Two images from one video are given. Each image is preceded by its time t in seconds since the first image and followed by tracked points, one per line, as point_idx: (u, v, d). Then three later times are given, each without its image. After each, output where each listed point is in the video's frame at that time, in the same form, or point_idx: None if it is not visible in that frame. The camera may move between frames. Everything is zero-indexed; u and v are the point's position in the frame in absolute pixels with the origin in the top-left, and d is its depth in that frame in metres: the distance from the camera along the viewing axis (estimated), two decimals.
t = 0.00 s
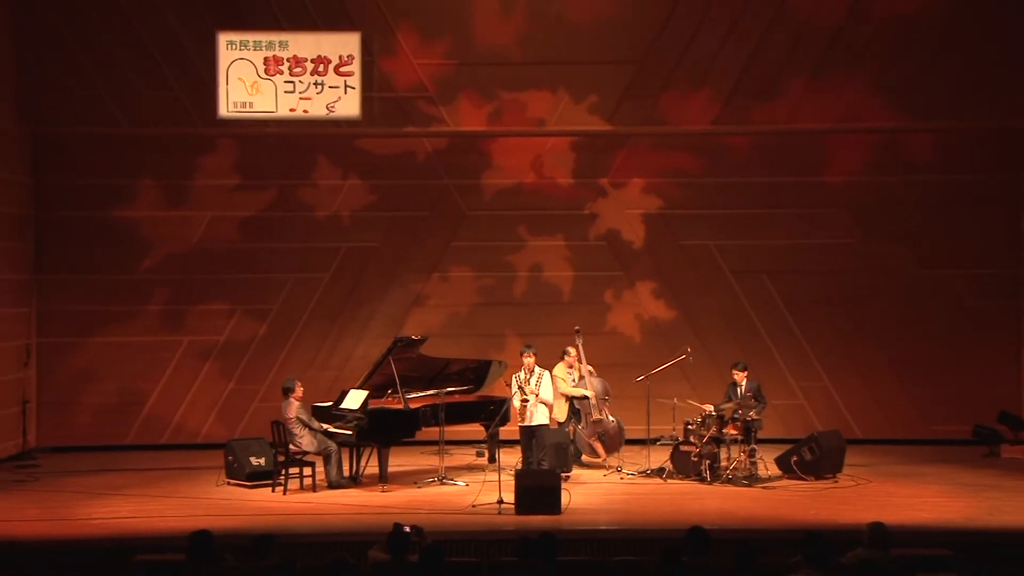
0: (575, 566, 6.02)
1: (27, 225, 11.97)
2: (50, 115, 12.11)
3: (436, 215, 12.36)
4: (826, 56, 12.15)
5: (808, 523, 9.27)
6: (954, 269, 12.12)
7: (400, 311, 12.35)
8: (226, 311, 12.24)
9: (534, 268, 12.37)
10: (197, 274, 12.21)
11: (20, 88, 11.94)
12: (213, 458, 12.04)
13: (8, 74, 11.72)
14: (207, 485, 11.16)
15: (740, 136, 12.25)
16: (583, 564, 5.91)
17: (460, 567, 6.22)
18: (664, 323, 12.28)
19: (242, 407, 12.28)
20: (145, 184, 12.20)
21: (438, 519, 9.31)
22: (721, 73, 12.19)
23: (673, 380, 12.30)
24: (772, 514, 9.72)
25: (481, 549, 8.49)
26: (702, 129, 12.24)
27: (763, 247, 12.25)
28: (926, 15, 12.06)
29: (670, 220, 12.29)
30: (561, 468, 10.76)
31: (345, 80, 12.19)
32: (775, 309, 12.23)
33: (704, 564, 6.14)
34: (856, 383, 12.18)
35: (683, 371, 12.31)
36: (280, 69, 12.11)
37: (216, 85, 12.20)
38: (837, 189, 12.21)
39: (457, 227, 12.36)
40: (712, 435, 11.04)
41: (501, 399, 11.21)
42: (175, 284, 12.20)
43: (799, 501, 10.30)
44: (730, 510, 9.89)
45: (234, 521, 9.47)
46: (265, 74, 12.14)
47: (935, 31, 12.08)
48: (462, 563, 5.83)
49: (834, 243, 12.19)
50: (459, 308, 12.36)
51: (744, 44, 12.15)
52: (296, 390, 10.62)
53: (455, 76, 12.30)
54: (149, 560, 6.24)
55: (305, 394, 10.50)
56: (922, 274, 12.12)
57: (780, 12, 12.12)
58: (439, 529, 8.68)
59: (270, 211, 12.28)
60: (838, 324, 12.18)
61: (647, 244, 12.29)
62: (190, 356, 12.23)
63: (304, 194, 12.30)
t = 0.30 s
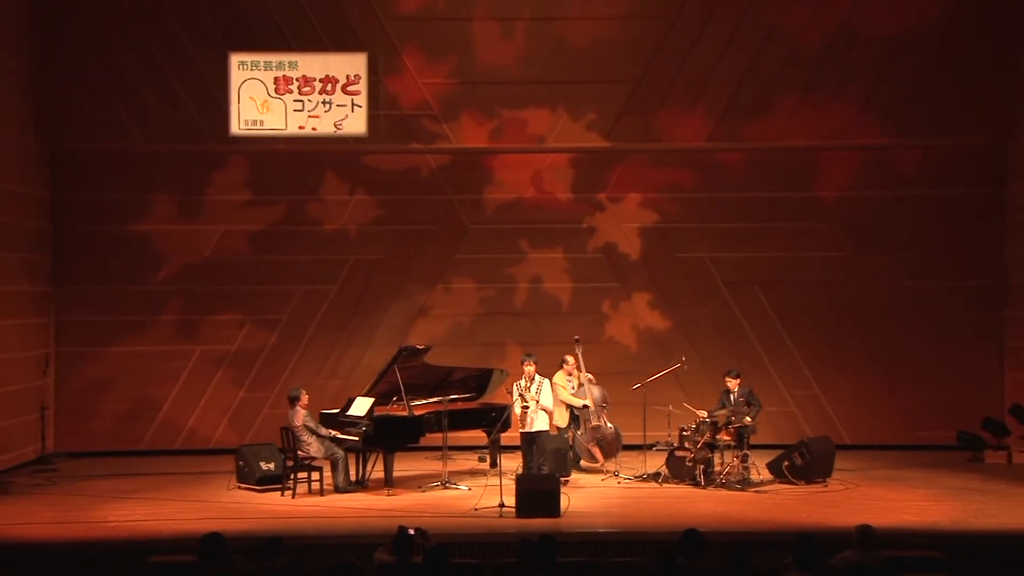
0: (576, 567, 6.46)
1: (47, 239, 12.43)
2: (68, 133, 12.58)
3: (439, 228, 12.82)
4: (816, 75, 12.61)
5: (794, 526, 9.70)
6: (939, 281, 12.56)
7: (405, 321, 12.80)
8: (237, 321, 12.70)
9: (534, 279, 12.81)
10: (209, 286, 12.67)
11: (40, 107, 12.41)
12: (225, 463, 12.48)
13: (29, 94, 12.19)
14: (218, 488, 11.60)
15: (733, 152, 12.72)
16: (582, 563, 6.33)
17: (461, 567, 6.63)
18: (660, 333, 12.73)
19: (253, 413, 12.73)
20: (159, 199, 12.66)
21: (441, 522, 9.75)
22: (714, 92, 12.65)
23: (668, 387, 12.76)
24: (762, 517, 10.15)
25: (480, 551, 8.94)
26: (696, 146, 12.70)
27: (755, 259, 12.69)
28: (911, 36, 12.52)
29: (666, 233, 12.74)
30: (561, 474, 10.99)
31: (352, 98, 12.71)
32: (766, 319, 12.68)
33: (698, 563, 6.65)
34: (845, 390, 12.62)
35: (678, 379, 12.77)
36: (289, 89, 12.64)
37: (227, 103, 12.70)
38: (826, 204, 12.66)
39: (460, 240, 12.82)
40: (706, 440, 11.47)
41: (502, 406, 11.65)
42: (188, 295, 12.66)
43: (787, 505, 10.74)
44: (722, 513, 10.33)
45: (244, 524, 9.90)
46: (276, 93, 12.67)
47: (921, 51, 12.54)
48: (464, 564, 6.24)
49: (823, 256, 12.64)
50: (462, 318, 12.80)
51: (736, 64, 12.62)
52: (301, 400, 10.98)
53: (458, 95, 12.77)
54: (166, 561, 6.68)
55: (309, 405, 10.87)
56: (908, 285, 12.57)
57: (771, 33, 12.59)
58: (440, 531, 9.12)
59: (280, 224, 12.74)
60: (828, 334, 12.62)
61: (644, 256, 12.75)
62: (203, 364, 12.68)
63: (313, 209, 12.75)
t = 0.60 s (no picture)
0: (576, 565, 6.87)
1: (64, 249, 12.90)
2: (84, 146, 13.05)
3: (442, 238, 13.28)
4: (805, 90, 13.07)
5: (782, 525, 10.14)
6: (924, 288, 13.02)
7: (409, 327, 13.26)
8: (247, 328, 13.16)
9: (533, 287, 13.27)
10: (220, 294, 13.14)
11: (58, 122, 12.88)
12: (235, 464, 12.93)
13: (47, 109, 12.67)
14: (228, 489, 12.05)
15: (725, 165, 13.18)
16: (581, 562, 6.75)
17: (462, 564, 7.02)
18: (655, 339, 13.18)
19: (262, 417, 13.19)
20: (172, 210, 13.13)
21: (443, 521, 10.19)
22: (706, 107, 13.13)
23: (663, 391, 13.21)
24: (751, 517, 10.60)
25: (480, 550, 9.39)
26: (689, 158, 13.16)
27: (747, 268, 13.16)
28: (897, 52, 12.99)
29: (660, 242, 13.21)
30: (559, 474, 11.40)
31: (358, 113, 13.18)
32: (757, 326, 13.13)
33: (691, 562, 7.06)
34: (833, 395, 13.07)
35: (673, 383, 13.22)
36: (297, 104, 13.12)
37: (238, 118, 13.18)
38: (815, 214, 13.12)
39: (462, 249, 13.28)
40: (699, 443, 11.91)
41: (502, 410, 12.08)
42: (199, 303, 13.12)
43: (776, 505, 11.18)
44: (713, 513, 10.77)
45: (256, 523, 10.33)
46: (284, 108, 13.15)
47: (906, 67, 13.01)
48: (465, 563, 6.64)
49: (813, 264, 13.09)
50: (464, 325, 13.25)
51: (728, 79, 13.09)
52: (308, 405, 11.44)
53: (460, 109, 13.25)
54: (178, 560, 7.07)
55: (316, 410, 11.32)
56: (894, 293, 13.02)
57: (761, 50, 13.06)
58: (444, 531, 9.55)
59: (287, 234, 13.20)
60: (817, 340, 13.07)
61: (639, 265, 13.21)
62: (213, 369, 13.14)
63: (320, 219, 13.22)
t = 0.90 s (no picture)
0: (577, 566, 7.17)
1: (80, 259, 13.37)
2: (100, 160, 13.53)
3: (445, 248, 13.75)
4: (795, 106, 13.56)
5: (770, 526, 10.59)
6: (910, 296, 13.49)
7: (413, 334, 13.71)
8: (256, 335, 13.62)
9: (533, 295, 13.73)
10: (230, 302, 13.60)
11: (75, 137, 13.35)
12: (245, 466, 13.39)
13: (65, 124, 13.15)
14: (239, 491, 12.50)
15: (718, 177, 13.66)
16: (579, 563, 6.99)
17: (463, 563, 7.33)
18: (651, 345, 13.64)
19: (271, 421, 13.64)
20: (184, 221, 13.60)
21: (446, 522, 10.64)
22: (700, 121, 13.61)
23: (659, 396, 13.67)
24: (742, 517, 11.06)
25: (481, 549, 9.85)
26: (684, 171, 13.64)
27: (739, 277, 13.63)
28: (884, 69, 13.48)
29: (656, 252, 13.67)
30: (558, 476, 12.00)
31: (364, 127, 13.64)
32: (750, 333, 13.60)
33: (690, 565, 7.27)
34: (823, 399, 13.53)
35: (668, 388, 13.68)
36: (305, 119, 13.59)
37: (248, 132, 13.64)
38: (805, 225, 13.59)
39: (464, 259, 13.74)
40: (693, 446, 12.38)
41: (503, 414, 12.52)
42: (210, 311, 13.59)
43: (766, 506, 11.63)
44: (706, 514, 11.23)
45: (267, 524, 10.78)
46: (293, 123, 13.62)
47: (892, 84, 13.49)
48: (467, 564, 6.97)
49: (803, 273, 13.56)
50: (466, 332, 13.71)
51: (721, 95, 13.58)
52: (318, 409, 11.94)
53: (462, 124, 13.72)
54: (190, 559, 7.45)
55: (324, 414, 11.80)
56: (881, 301, 13.49)
57: (753, 66, 13.55)
58: (447, 532, 9.99)
59: (296, 245, 13.67)
60: (807, 346, 13.54)
61: (635, 274, 13.67)
62: (225, 375, 13.60)
63: (327, 229, 13.69)
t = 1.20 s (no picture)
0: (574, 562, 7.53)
1: (96, 266, 13.86)
2: (115, 170, 14.02)
3: (447, 255, 14.22)
4: (785, 117, 14.04)
5: (759, 523, 11.03)
6: (896, 302, 13.97)
7: (416, 338, 14.18)
8: (265, 339, 14.10)
9: (532, 300, 14.19)
10: (240, 307, 14.08)
11: (91, 148, 13.84)
12: (254, 466, 13.86)
13: (81, 135, 13.65)
14: (248, 489, 12.96)
15: (711, 187, 14.14)
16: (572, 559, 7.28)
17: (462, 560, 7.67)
18: (646, 349, 14.11)
19: (279, 422, 14.12)
20: (196, 229, 14.09)
21: (448, 520, 11.09)
22: (693, 133, 14.09)
23: (653, 398, 14.13)
24: (733, 514, 11.50)
25: (482, 546, 10.29)
26: (678, 181, 14.12)
27: (731, 283, 14.10)
28: (870, 82, 13.96)
29: (651, 259, 14.14)
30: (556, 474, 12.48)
31: (369, 139, 14.13)
32: (741, 337, 14.07)
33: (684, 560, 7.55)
34: (812, 401, 14.00)
35: (663, 391, 14.15)
36: (312, 130, 14.09)
37: (257, 143, 14.14)
38: (795, 233, 14.06)
39: (465, 265, 14.22)
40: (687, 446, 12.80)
41: (503, 415, 12.96)
42: (220, 316, 14.07)
43: (757, 504, 12.07)
44: (699, 511, 11.68)
45: (276, 522, 11.23)
46: (300, 134, 14.12)
47: (878, 96, 13.96)
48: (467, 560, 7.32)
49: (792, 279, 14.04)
50: (467, 336, 14.18)
51: (713, 108, 14.07)
52: (324, 411, 12.42)
53: (463, 135, 14.21)
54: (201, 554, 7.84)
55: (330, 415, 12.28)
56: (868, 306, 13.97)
57: (745, 80, 14.03)
58: (450, 529, 10.43)
59: (303, 252, 14.15)
60: (797, 349, 14.01)
61: (631, 280, 14.14)
62: (234, 378, 14.08)
63: (333, 237, 14.17)
